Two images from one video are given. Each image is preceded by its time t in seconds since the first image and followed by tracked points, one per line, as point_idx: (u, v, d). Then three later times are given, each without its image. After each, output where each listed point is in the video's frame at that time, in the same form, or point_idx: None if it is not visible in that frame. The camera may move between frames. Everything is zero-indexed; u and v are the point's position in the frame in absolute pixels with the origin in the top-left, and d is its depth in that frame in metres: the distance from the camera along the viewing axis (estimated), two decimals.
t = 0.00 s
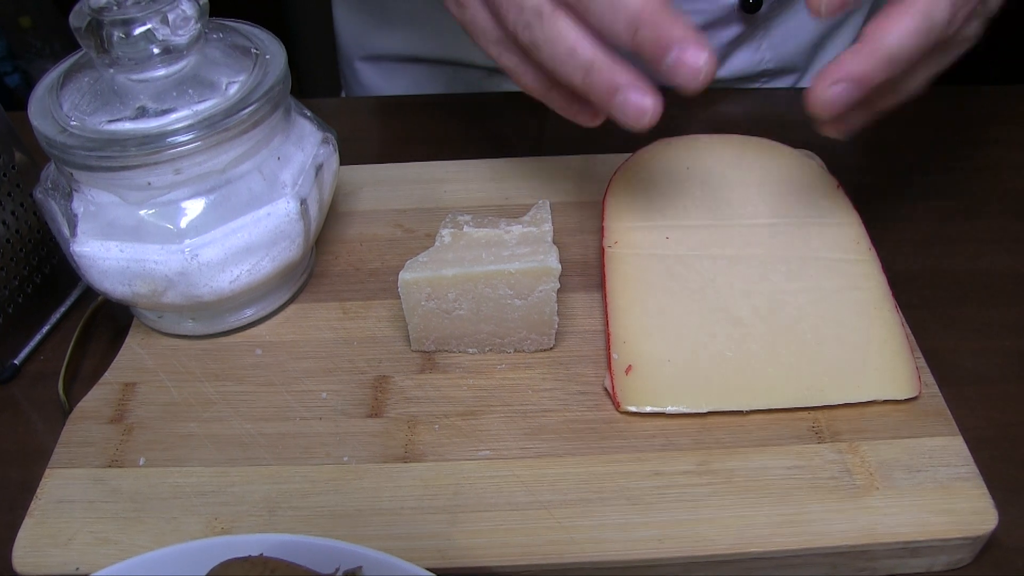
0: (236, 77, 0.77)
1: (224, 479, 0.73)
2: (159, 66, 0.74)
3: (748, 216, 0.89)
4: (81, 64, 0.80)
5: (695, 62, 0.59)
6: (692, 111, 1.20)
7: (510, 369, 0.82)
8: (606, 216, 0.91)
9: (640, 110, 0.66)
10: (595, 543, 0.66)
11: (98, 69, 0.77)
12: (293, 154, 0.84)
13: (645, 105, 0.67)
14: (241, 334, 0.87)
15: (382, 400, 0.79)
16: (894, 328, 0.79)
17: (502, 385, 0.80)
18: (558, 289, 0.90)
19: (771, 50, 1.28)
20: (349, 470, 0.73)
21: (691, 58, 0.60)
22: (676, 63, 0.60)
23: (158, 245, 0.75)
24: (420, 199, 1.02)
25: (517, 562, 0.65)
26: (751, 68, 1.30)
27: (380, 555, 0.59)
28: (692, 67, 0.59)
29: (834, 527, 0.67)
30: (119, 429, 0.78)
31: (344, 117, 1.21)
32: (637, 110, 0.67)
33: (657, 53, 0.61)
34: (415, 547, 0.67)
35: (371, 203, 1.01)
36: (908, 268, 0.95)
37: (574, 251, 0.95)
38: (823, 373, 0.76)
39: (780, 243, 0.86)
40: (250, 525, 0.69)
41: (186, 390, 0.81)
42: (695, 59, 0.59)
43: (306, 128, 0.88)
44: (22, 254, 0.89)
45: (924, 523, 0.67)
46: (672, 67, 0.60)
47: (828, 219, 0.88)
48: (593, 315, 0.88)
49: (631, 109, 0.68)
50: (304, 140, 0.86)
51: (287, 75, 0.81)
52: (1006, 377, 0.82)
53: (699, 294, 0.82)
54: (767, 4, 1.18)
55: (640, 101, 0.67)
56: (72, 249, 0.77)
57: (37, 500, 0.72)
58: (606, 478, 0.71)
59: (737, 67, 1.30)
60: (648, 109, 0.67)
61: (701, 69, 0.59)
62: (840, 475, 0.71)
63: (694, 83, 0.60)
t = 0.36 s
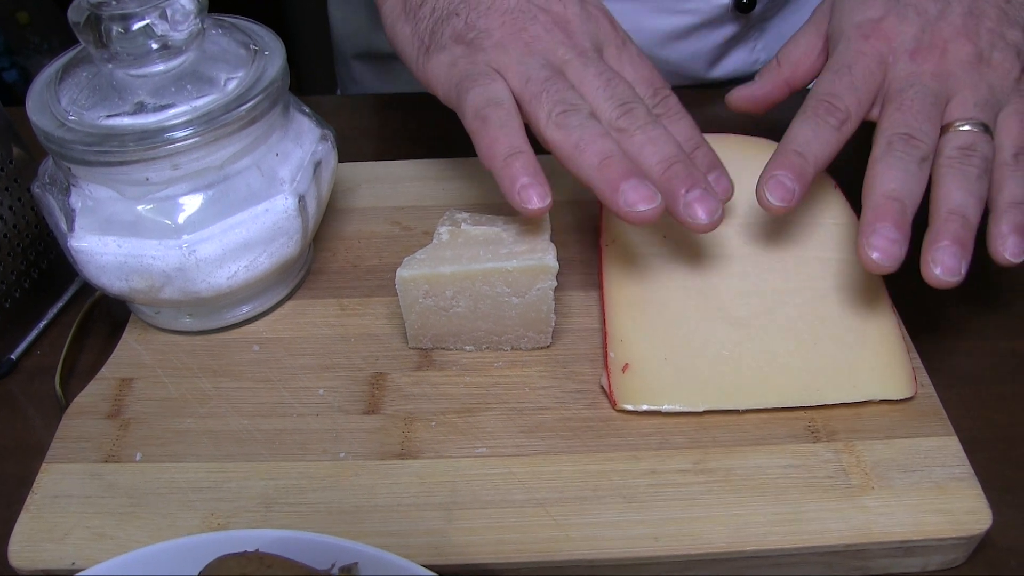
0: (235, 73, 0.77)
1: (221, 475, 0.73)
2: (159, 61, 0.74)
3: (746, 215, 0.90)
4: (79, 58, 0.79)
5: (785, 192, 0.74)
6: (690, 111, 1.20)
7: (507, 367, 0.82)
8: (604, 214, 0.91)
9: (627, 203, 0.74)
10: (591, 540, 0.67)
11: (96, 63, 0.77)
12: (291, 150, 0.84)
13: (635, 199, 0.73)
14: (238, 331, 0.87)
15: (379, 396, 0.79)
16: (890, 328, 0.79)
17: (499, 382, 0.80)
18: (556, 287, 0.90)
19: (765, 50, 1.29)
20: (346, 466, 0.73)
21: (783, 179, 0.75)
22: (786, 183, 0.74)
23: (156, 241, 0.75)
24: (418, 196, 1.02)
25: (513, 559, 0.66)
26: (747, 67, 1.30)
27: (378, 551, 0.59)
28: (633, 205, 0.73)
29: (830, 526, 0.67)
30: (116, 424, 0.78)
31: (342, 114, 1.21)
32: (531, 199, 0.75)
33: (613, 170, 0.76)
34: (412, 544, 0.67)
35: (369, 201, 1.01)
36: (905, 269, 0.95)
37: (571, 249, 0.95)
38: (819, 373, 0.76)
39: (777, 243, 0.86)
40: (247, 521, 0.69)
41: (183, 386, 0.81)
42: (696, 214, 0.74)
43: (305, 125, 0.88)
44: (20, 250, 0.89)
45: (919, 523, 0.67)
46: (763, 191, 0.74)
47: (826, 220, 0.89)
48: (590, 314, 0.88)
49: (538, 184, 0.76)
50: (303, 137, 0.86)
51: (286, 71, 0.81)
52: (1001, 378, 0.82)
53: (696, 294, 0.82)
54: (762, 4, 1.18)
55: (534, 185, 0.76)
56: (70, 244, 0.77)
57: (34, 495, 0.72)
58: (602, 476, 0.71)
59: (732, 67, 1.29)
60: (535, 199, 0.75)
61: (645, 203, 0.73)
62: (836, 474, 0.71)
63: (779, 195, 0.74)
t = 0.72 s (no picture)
0: (237, 73, 0.77)
1: (220, 476, 0.73)
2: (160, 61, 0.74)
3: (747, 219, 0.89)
4: (81, 58, 0.80)
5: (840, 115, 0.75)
6: (690, 113, 1.20)
7: (507, 369, 0.82)
8: (605, 217, 0.91)
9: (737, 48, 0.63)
10: (590, 543, 0.67)
11: (98, 63, 0.77)
12: (292, 151, 0.84)
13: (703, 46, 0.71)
14: (238, 331, 0.87)
15: (379, 397, 0.79)
16: (891, 331, 0.79)
17: (499, 384, 0.80)
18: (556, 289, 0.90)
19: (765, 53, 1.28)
20: (345, 468, 0.73)
21: (848, 126, 0.75)
22: (845, 126, 0.75)
23: (158, 241, 0.75)
24: (418, 197, 1.01)
25: (512, 561, 0.66)
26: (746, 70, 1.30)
27: (377, 554, 0.59)
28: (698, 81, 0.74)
29: (830, 530, 0.67)
30: (115, 424, 0.78)
31: (343, 114, 1.21)
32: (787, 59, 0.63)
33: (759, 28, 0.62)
34: (411, 546, 0.67)
35: (369, 201, 1.01)
36: (906, 273, 0.95)
37: (571, 251, 0.95)
38: (820, 377, 0.76)
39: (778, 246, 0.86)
40: (246, 522, 0.69)
41: (182, 386, 0.81)
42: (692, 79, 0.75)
43: (306, 125, 0.88)
44: (20, 249, 0.89)
45: (919, 528, 0.67)
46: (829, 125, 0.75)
47: (827, 223, 0.89)
48: (590, 316, 0.88)
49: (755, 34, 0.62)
50: (304, 137, 0.86)
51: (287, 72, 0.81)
52: (1002, 383, 0.82)
53: (697, 296, 0.82)
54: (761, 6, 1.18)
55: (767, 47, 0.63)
56: (70, 243, 0.77)
57: (33, 495, 0.72)
58: (602, 478, 0.71)
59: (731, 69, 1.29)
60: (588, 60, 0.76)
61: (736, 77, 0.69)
62: (836, 478, 0.71)
63: (775, 69, 0.63)
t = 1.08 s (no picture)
0: (239, 71, 0.77)
1: (222, 475, 0.72)
2: (162, 59, 0.74)
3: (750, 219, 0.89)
4: (83, 54, 0.79)
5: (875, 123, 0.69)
6: (693, 112, 1.20)
7: (509, 369, 0.82)
8: (608, 217, 0.91)
9: None
10: (593, 544, 0.66)
11: (101, 60, 0.76)
12: (295, 149, 0.84)
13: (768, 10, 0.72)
14: (240, 330, 0.87)
15: (381, 397, 0.79)
16: (894, 333, 0.79)
17: (501, 384, 0.80)
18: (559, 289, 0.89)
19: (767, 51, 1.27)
20: (346, 467, 0.73)
21: (878, 211, 0.68)
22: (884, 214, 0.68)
23: (159, 239, 0.75)
24: (420, 196, 1.01)
25: (515, 562, 0.65)
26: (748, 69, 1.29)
27: (380, 555, 0.59)
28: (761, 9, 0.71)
29: (833, 532, 0.67)
30: (117, 423, 0.77)
31: (344, 113, 1.21)
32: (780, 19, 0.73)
33: None
34: (413, 546, 0.67)
35: (372, 200, 1.01)
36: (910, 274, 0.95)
37: (574, 251, 0.95)
38: (823, 378, 0.76)
39: (782, 247, 0.86)
40: (248, 522, 0.69)
41: (184, 384, 0.81)
42: None
43: (308, 124, 0.87)
44: (22, 246, 0.89)
45: (922, 530, 0.67)
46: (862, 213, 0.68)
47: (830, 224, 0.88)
48: (593, 316, 0.88)
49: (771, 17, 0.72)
50: (307, 136, 0.86)
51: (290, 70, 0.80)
52: (1005, 385, 0.82)
53: (700, 297, 0.82)
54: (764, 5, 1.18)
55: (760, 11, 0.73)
56: (72, 241, 0.76)
57: (34, 493, 0.72)
58: (605, 479, 0.71)
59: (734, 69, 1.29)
60: None
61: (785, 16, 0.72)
62: (839, 480, 0.71)
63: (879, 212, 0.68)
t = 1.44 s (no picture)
0: (242, 67, 0.77)
1: (224, 470, 0.72)
2: (165, 54, 0.74)
3: (752, 215, 0.89)
4: (85, 50, 0.79)
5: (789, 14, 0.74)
6: (694, 109, 1.20)
7: (511, 365, 0.82)
8: (609, 214, 0.91)
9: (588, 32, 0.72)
10: (595, 538, 0.67)
11: (104, 56, 0.76)
12: (298, 145, 0.84)
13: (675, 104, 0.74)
14: (242, 325, 0.87)
15: (383, 392, 0.79)
16: (896, 329, 0.79)
17: (504, 379, 0.80)
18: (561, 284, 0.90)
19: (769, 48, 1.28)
20: (350, 463, 0.73)
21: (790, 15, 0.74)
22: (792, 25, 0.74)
23: (162, 234, 0.75)
24: (422, 193, 1.01)
25: (517, 557, 0.65)
26: (749, 66, 1.29)
27: (384, 550, 0.59)
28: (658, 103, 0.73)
29: (835, 527, 0.67)
30: (119, 418, 0.77)
31: (346, 109, 1.21)
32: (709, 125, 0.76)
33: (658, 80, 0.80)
34: (415, 541, 0.67)
35: (374, 196, 1.01)
36: (911, 271, 0.95)
37: (576, 247, 0.95)
38: (824, 374, 0.76)
39: (784, 242, 0.86)
40: (250, 516, 0.69)
41: (186, 379, 0.81)
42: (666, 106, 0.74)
43: (311, 119, 0.87)
44: (23, 242, 0.89)
45: (924, 525, 0.67)
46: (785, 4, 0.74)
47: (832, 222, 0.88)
48: (595, 312, 0.88)
49: (700, 134, 0.76)
50: (309, 132, 0.86)
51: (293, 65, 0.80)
52: (1005, 381, 0.82)
53: (701, 293, 0.82)
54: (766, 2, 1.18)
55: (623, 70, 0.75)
56: (74, 236, 0.76)
57: (37, 488, 0.72)
58: (607, 474, 0.71)
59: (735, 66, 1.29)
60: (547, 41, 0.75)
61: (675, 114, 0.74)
62: (841, 475, 0.71)
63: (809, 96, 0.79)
